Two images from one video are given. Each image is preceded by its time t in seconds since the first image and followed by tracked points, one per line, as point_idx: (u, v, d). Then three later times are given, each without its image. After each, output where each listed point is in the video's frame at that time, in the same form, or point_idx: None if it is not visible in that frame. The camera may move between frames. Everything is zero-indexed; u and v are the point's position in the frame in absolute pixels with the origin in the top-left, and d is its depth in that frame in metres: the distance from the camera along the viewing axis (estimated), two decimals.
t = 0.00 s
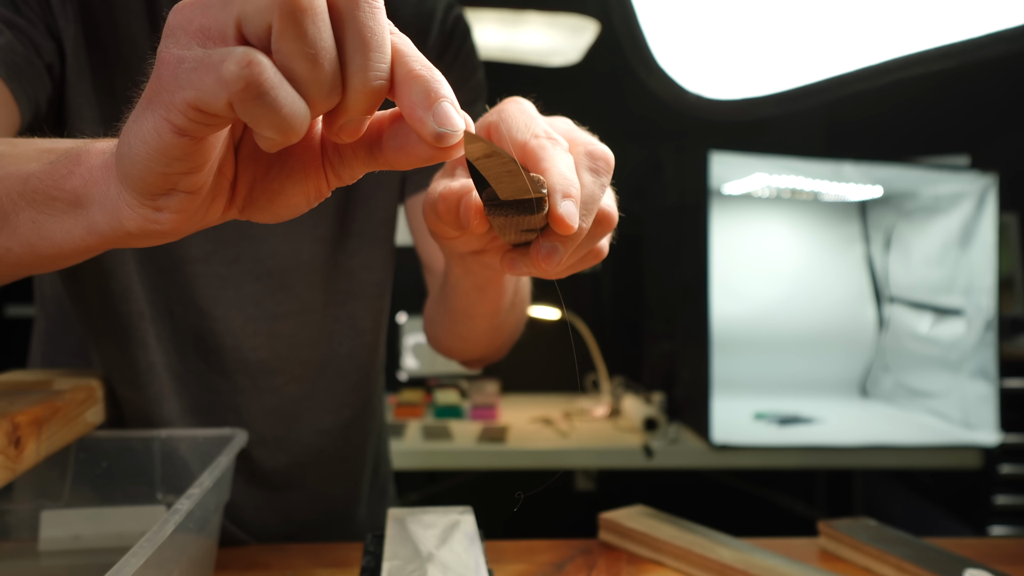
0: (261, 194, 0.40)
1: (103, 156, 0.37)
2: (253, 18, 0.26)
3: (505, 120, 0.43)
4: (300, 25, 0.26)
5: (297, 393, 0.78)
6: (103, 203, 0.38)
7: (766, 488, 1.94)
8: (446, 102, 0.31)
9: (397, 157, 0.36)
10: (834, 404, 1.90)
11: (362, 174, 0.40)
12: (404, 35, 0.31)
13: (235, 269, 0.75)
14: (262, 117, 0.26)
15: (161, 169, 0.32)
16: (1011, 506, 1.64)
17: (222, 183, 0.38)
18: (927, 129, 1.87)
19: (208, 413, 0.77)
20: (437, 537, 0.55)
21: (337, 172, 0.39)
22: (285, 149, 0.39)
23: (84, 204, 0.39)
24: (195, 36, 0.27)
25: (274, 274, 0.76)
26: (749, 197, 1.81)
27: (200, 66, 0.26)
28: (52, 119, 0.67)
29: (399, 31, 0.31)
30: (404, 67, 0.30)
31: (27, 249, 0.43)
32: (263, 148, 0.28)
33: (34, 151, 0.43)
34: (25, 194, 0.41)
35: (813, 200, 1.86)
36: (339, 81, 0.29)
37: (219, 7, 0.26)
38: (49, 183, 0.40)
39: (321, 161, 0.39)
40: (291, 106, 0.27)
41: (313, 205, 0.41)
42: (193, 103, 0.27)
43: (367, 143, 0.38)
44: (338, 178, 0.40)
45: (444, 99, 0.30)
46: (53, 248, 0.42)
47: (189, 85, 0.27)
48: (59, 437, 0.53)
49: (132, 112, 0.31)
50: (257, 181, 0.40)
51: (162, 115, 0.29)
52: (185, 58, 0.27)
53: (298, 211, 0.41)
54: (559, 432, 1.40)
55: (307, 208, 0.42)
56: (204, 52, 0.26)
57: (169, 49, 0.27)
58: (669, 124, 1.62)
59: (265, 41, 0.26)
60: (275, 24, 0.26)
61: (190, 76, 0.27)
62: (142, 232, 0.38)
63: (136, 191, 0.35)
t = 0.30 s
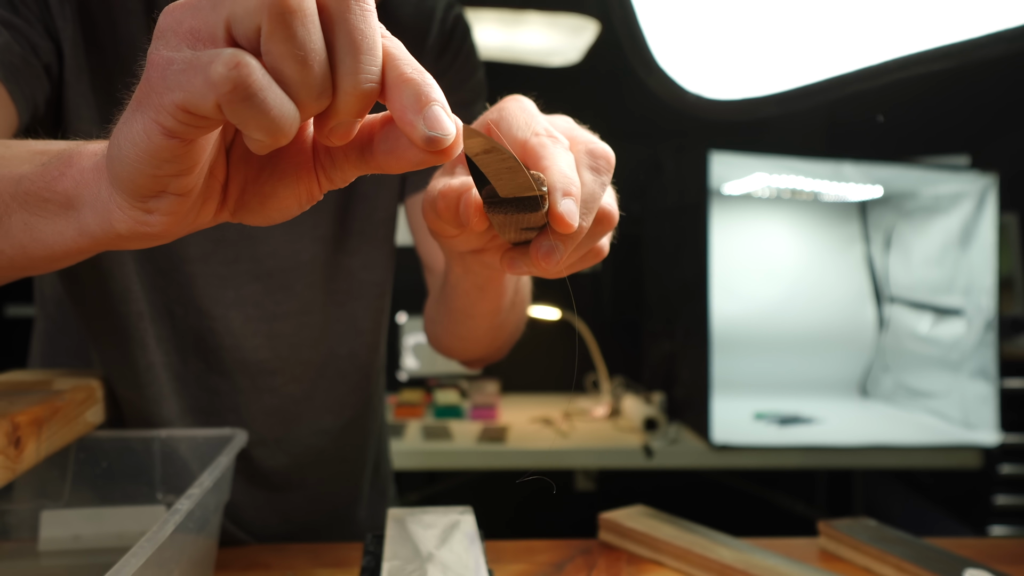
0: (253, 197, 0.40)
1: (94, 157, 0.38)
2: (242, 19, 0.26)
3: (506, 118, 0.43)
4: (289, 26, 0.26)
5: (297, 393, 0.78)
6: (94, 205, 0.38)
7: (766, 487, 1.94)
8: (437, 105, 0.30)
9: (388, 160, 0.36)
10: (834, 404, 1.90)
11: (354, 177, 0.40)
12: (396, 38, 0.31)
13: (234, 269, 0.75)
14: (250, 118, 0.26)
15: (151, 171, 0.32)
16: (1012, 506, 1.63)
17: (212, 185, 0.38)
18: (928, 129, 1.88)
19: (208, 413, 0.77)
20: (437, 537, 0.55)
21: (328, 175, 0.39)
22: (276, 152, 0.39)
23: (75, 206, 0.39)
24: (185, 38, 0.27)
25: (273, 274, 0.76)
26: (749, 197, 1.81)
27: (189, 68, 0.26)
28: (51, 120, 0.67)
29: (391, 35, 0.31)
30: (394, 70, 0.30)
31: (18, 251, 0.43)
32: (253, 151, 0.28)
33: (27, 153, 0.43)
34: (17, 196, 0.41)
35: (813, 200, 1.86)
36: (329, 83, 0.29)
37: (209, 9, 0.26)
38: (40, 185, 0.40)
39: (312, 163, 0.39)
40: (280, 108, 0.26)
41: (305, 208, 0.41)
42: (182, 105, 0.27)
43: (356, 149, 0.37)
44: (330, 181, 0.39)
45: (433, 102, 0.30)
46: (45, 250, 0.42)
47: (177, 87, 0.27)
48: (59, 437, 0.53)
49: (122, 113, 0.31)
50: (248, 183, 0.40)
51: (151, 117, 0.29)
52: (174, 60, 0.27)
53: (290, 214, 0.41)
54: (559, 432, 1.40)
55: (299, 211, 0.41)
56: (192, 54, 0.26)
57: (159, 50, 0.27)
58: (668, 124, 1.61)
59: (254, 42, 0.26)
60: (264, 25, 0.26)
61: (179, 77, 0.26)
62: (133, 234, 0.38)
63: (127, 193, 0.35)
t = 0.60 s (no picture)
0: (247, 200, 0.40)
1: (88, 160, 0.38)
2: (236, 21, 0.26)
3: (507, 118, 0.43)
4: (284, 29, 0.26)
5: (296, 393, 0.78)
6: (88, 206, 0.38)
7: (766, 488, 1.94)
8: (431, 110, 0.30)
9: (382, 166, 0.35)
10: (834, 404, 1.90)
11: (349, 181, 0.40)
12: (392, 43, 0.31)
13: (234, 269, 0.75)
14: (242, 121, 0.26)
15: (144, 173, 0.32)
16: (1012, 506, 1.64)
17: (206, 188, 0.38)
18: (928, 129, 1.88)
19: (206, 413, 0.77)
20: (437, 536, 0.55)
21: (323, 180, 0.39)
22: (271, 156, 0.39)
23: (69, 207, 0.39)
24: (179, 40, 0.27)
25: (273, 274, 0.76)
26: (749, 197, 1.81)
27: (182, 70, 0.26)
28: (48, 120, 0.67)
29: (387, 40, 0.31)
30: (389, 75, 0.30)
31: (11, 252, 0.43)
32: (247, 154, 0.28)
33: (22, 154, 0.43)
34: (11, 197, 0.41)
35: (813, 200, 1.85)
36: (323, 86, 0.28)
37: (204, 12, 0.26)
38: (34, 187, 0.40)
39: (307, 167, 0.39)
40: (273, 110, 0.26)
41: (299, 212, 0.41)
42: (175, 107, 0.27)
43: (349, 154, 0.37)
44: (324, 186, 0.39)
45: (428, 108, 0.29)
46: (38, 252, 0.42)
47: (171, 88, 0.27)
48: (59, 437, 0.53)
49: (116, 115, 0.31)
50: (243, 186, 0.40)
51: (145, 119, 0.29)
52: (169, 61, 0.27)
53: (284, 218, 0.41)
54: (559, 432, 1.40)
55: (293, 214, 0.41)
56: (186, 56, 0.26)
57: (153, 52, 0.27)
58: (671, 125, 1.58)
59: (249, 45, 0.26)
60: (258, 27, 0.26)
61: (172, 79, 0.26)
62: (126, 236, 0.38)
63: (120, 196, 0.35)
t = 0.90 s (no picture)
0: (242, 203, 0.40)
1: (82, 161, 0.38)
2: (232, 22, 0.26)
3: (511, 117, 0.43)
4: (280, 30, 0.26)
5: (295, 393, 0.78)
6: (82, 208, 0.38)
7: (766, 488, 1.94)
8: (427, 113, 0.30)
9: (377, 169, 0.35)
10: (834, 404, 1.90)
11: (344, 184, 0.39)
12: (388, 46, 0.31)
13: (232, 269, 0.74)
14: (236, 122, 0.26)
15: (139, 174, 0.32)
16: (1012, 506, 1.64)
17: (201, 190, 0.38)
18: (927, 129, 1.88)
19: (204, 414, 0.77)
20: (437, 537, 0.55)
21: (318, 183, 0.39)
22: (266, 158, 0.39)
23: (63, 209, 0.39)
24: (174, 41, 0.27)
25: (271, 275, 0.76)
26: (749, 197, 1.81)
27: (177, 70, 0.26)
28: (46, 120, 0.67)
29: (383, 42, 0.31)
30: (386, 78, 0.29)
31: (5, 253, 0.43)
32: (242, 156, 0.28)
33: (17, 155, 0.43)
34: (5, 198, 0.41)
35: (813, 200, 1.85)
36: (318, 88, 0.28)
37: (199, 12, 0.26)
38: (28, 187, 0.40)
39: (302, 169, 0.39)
40: (267, 111, 0.26)
41: (294, 214, 0.41)
42: (169, 107, 0.27)
43: (345, 156, 0.37)
44: (319, 188, 0.39)
45: (424, 111, 0.29)
46: (31, 253, 0.42)
47: (165, 89, 0.27)
48: (59, 437, 0.53)
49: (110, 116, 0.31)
50: (238, 189, 0.40)
51: (139, 120, 0.29)
52: (163, 62, 0.27)
53: (279, 220, 0.41)
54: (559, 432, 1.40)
55: (288, 217, 0.41)
56: (180, 57, 0.26)
57: (148, 53, 0.27)
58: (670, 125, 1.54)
59: (244, 45, 0.26)
60: (254, 28, 0.26)
61: (167, 80, 0.26)
62: (120, 237, 0.38)
63: (113, 197, 0.35)
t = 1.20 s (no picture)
0: (232, 204, 0.40)
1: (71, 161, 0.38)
2: (219, 21, 0.26)
3: (512, 116, 0.42)
4: (268, 29, 0.26)
5: (293, 393, 0.78)
6: (72, 208, 0.38)
7: (766, 488, 1.94)
8: (417, 113, 0.30)
9: (368, 169, 0.34)
10: (834, 404, 1.90)
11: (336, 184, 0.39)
12: (379, 45, 0.31)
13: (230, 269, 0.74)
14: (223, 121, 0.26)
15: (127, 175, 0.32)
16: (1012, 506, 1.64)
17: (190, 191, 0.38)
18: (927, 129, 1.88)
19: (203, 414, 0.77)
20: (437, 537, 0.55)
21: (309, 184, 0.39)
22: (257, 159, 0.39)
23: (53, 209, 0.39)
24: (162, 40, 0.27)
25: (269, 275, 0.75)
26: (749, 197, 1.81)
27: (164, 69, 0.26)
28: (43, 120, 0.67)
29: (373, 42, 0.31)
30: (376, 77, 0.29)
31: None
32: (230, 156, 0.28)
33: (7, 155, 0.42)
34: None
35: (813, 200, 1.85)
36: (308, 87, 0.28)
37: (187, 11, 0.26)
38: (18, 187, 0.40)
39: (293, 170, 0.39)
40: (255, 110, 0.26)
41: (285, 215, 0.41)
42: (157, 107, 0.27)
43: (337, 156, 0.37)
44: (311, 189, 0.39)
45: (414, 111, 0.29)
46: (21, 252, 0.42)
47: (152, 89, 0.27)
48: (59, 437, 0.53)
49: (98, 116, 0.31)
50: (228, 189, 0.40)
51: (126, 119, 0.29)
52: (150, 61, 0.27)
53: (269, 221, 0.41)
54: (559, 432, 1.40)
55: (279, 218, 0.41)
56: (167, 57, 0.26)
57: (136, 52, 0.27)
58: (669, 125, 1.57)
59: (231, 44, 0.26)
60: (241, 27, 0.26)
61: (154, 79, 0.26)
62: (109, 238, 0.38)
63: (102, 198, 0.35)
